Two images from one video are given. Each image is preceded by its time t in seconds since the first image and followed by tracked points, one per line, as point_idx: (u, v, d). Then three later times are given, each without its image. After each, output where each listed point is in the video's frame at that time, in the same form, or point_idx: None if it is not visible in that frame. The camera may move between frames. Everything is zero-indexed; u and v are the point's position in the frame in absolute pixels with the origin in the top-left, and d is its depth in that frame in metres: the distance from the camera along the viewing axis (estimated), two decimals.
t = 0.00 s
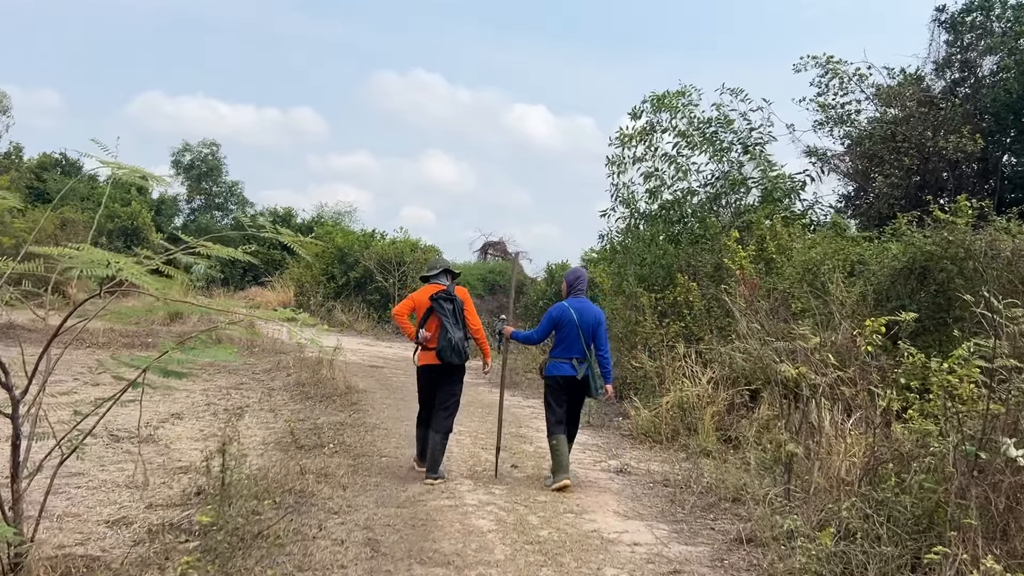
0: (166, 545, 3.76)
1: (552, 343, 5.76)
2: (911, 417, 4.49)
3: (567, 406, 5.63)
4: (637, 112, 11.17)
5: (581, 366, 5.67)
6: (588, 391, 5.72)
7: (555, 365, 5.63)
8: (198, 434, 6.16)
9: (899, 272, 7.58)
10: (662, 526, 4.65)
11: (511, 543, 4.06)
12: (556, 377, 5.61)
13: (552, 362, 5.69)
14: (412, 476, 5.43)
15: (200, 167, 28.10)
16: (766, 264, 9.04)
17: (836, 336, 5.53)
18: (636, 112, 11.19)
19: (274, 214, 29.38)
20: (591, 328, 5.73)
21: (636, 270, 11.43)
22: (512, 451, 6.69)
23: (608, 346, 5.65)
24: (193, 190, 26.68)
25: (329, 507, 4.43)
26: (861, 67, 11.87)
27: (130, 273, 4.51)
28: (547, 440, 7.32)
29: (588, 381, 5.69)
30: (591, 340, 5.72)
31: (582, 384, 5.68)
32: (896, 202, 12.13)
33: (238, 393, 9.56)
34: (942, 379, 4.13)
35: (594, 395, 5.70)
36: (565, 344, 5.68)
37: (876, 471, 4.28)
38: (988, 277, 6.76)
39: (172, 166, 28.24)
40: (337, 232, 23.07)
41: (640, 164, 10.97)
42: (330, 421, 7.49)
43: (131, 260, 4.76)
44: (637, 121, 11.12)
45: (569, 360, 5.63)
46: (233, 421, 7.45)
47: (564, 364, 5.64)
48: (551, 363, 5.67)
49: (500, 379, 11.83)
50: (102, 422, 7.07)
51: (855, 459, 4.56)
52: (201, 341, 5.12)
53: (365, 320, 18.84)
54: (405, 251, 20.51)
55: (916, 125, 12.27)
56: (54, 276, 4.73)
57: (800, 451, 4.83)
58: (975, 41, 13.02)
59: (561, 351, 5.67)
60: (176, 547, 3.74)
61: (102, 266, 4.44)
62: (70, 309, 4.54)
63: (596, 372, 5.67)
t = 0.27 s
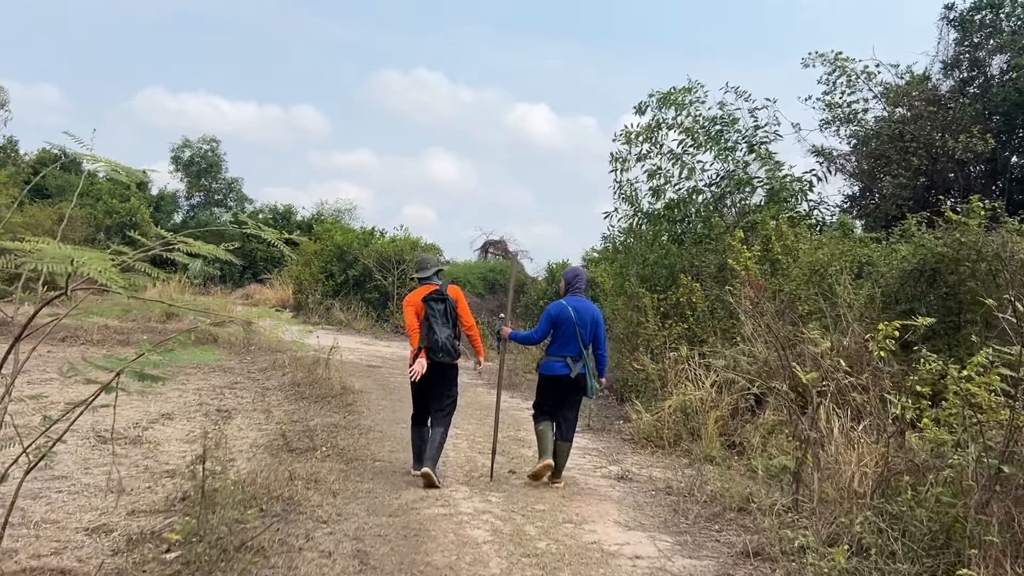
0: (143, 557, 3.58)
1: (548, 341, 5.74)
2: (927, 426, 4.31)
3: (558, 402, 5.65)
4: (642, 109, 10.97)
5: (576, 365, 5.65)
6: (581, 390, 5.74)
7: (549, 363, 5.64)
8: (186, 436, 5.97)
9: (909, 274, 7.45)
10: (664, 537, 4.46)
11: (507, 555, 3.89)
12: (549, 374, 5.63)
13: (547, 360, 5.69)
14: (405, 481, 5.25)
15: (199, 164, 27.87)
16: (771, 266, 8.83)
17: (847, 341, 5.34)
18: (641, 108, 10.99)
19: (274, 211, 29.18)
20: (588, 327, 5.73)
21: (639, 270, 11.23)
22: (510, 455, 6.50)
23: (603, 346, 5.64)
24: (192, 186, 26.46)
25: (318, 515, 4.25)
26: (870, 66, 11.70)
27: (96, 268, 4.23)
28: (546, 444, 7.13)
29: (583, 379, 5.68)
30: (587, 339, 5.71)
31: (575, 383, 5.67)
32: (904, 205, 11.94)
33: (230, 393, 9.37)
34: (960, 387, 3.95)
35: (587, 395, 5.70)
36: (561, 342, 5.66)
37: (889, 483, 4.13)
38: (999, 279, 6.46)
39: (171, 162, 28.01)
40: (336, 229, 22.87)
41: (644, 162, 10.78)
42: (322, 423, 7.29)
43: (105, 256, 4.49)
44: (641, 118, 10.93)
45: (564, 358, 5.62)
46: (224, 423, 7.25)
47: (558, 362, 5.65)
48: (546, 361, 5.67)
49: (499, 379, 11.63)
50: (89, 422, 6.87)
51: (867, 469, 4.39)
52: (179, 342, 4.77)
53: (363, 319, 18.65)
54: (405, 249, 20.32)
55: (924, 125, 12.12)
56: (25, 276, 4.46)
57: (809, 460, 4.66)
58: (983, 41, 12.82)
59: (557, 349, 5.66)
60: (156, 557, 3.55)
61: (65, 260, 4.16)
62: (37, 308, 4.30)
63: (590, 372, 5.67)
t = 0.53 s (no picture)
0: (125, 564, 3.40)
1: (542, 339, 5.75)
2: (947, 429, 4.13)
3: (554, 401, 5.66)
4: (650, 99, 10.79)
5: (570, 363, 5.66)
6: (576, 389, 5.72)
7: (544, 361, 5.64)
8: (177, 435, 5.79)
9: (920, 272, 7.25)
10: (672, 543, 4.28)
11: (507, 563, 3.71)
12: (544, 373, 5.63)
13: (542, 358, 5.69)
14: (403, 482, 5.06)
15: (199, 158, 27.67)
16: (777, 261, 8.64)
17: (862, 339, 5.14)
18: (649, 98, 10.79)
19: (274, 207, 28.99)
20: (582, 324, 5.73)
21: (643, 266, 11.05)
22: (511, 455, 6.32)
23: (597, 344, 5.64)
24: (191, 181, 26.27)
25: (310, 519, 4.07)
26: (880, 60, 11.51)
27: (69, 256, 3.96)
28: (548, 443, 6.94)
29: (577, 378, 5.68)
30: (582, 337, 5.71)
31: (570, 382, 5.68)
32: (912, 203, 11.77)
33: (226, 390, 9.19)
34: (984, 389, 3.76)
35: (582, 393, 5.70)
36: (556, 340, 5.67)
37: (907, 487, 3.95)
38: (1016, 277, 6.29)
39: (170, 156, 27.82)
40: (336, 224, 22.67)
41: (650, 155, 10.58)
42: (319, 422, 7.11)
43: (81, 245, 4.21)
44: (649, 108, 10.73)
45: (558, 357, 5.62)
46: (219, 421, 7.07)
47: (553, 361, 5.65)
48: (541, 358, 5.67)
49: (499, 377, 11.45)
50: (80, 420, 6.69)
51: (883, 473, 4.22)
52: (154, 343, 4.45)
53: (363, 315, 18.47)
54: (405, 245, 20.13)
55: (934, 121, 11.91)
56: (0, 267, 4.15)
57: (823, 461, 4.47)
58: (992, 35, 12.58)
59: (551, 347, 5.67)
60: (139, 563, 3.37)
61: (27, 249, 3.91)
62: (1, 300, 4.05)
63: (584, 370, 5.67)
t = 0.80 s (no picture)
0: None
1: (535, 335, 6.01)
2: (969, 432, 3.96)
3: (545, 396, 5.89)
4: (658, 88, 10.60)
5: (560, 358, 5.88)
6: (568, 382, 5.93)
7: (534, 356, 5.89)
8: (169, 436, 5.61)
9: (932, 268, 7.08)
10: (680, 551, 4.10)
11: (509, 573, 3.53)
12: (535, 368, 5.87)
13: (533, 353, 5.95)
14: (400, 485, 4.89)
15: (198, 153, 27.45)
16: (785, 256, 8.46)
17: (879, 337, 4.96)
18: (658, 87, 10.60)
19: (273, 202, 28.80)
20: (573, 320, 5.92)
21: (646, 261, 10.87)
22: (512, 457, 6.15)
23: (586, 340, 5.82)
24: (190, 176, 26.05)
25: (303, 527, 3.90)
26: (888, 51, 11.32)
27: (12, 252, 3.76)
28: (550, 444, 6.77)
29: (568, 373, 5.89)
30: (572, 333, 5.92)
31: (561, 377, 5.89)
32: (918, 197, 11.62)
33: (222, 388, 9.01)
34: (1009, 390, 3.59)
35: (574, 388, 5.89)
36: (546, 336, 5.90)
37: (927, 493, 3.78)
38: None
39: (169, 151, 27.60)
40: (336, 220, 22.48)
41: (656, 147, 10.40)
42: (315, 422, 6.93)
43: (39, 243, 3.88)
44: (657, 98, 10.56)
45: (547, 352, 5.86)
46: (213, 421, 6.89)
47: (543, 356, 5.89)
48: (533, 353, 5.93)
49: (500, 374, 11.28)
50: (70, 420, 6.51)
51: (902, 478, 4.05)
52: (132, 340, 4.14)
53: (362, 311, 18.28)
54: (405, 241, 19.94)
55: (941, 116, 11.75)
56: None
57: (840, 464, 4.29)
58: (999, 27, 12.35)
59: (541, 342, 5.91)
60: None
61: None
62: None
63: (574, 365, 5.86)
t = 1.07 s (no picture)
0: None
1: (533, 328, 6.10)
2: (996, 430, 3.80)
3: (547, 388, 5.99)
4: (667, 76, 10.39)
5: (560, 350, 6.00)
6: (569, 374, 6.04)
7: (535, 349, 5.98)
8: (161, 436, 5.42)
9: (948, 258, 6.88)
10: (695, 556, 3.91)
11: None
12: (537, 361, 5.97)
13: (533, 347, 6.04)
14: (400, 486, 4.71)
15: (197, 148, 27.16)
16: (796, 248, 8.24)
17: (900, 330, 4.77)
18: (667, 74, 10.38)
19: (273, 197, 28.59)
20: (570, 311, 6.07)
21: (651, 254, 10.67)
22: (515, 455, 5.97)
23: (584, 330, 5.97)
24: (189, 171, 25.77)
25: (298, 532, 3.73)
26: (897, 38, 11.07)
27: None
28: (554, 441, 6.59)
29: (568, 364, 6.01)
30: (570, 324, 6.06)
31: (562, 368, 6.01)
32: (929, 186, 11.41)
33: (218, 385, 8.81)
34: None
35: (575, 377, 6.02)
36: (545, 329, 6.01)
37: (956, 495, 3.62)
38: None
39: (168, 146, 27.33)
40: (336, 214, 22.23)
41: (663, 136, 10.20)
42: (314, 420, 6.75)
43: None
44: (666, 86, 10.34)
45: (549, 345, 5.97)
46: (209, 419, 6.71)
47: (544, 348, 5.99)
48: (532, 347, 6.02)
49: (503, 370, 11.08)
50: (61, 418, 6.31)
51: (928, 479, 3.86)
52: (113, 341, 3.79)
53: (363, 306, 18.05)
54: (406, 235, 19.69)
55: (952, 105, 11.53)
56: None
57: (860, 464, 4.10)
58: (1010, 14, 11.98)
59: (540, 335, 6.01)
60: None
61: None
62: None
63: (574, 356, 5.99)
